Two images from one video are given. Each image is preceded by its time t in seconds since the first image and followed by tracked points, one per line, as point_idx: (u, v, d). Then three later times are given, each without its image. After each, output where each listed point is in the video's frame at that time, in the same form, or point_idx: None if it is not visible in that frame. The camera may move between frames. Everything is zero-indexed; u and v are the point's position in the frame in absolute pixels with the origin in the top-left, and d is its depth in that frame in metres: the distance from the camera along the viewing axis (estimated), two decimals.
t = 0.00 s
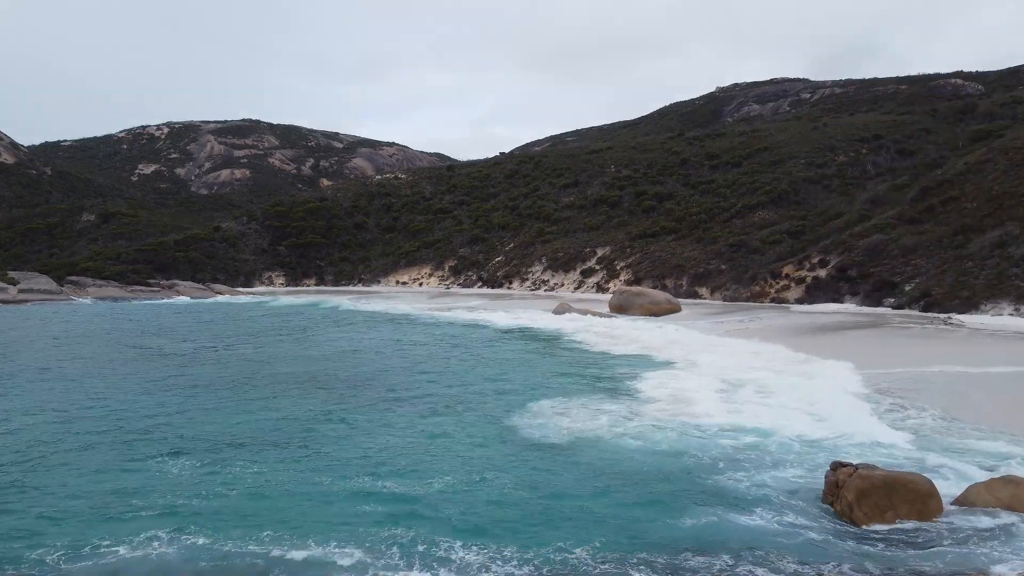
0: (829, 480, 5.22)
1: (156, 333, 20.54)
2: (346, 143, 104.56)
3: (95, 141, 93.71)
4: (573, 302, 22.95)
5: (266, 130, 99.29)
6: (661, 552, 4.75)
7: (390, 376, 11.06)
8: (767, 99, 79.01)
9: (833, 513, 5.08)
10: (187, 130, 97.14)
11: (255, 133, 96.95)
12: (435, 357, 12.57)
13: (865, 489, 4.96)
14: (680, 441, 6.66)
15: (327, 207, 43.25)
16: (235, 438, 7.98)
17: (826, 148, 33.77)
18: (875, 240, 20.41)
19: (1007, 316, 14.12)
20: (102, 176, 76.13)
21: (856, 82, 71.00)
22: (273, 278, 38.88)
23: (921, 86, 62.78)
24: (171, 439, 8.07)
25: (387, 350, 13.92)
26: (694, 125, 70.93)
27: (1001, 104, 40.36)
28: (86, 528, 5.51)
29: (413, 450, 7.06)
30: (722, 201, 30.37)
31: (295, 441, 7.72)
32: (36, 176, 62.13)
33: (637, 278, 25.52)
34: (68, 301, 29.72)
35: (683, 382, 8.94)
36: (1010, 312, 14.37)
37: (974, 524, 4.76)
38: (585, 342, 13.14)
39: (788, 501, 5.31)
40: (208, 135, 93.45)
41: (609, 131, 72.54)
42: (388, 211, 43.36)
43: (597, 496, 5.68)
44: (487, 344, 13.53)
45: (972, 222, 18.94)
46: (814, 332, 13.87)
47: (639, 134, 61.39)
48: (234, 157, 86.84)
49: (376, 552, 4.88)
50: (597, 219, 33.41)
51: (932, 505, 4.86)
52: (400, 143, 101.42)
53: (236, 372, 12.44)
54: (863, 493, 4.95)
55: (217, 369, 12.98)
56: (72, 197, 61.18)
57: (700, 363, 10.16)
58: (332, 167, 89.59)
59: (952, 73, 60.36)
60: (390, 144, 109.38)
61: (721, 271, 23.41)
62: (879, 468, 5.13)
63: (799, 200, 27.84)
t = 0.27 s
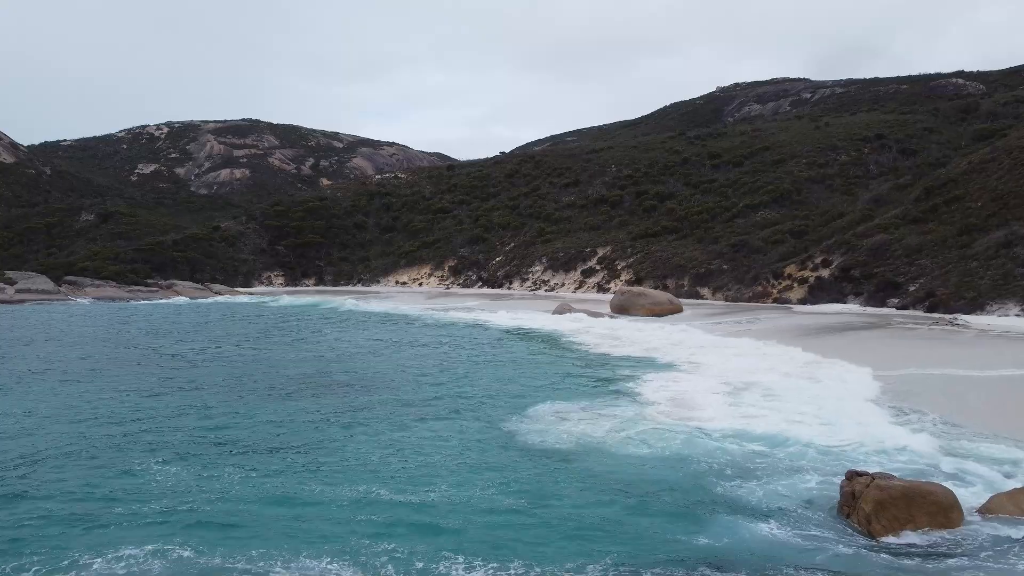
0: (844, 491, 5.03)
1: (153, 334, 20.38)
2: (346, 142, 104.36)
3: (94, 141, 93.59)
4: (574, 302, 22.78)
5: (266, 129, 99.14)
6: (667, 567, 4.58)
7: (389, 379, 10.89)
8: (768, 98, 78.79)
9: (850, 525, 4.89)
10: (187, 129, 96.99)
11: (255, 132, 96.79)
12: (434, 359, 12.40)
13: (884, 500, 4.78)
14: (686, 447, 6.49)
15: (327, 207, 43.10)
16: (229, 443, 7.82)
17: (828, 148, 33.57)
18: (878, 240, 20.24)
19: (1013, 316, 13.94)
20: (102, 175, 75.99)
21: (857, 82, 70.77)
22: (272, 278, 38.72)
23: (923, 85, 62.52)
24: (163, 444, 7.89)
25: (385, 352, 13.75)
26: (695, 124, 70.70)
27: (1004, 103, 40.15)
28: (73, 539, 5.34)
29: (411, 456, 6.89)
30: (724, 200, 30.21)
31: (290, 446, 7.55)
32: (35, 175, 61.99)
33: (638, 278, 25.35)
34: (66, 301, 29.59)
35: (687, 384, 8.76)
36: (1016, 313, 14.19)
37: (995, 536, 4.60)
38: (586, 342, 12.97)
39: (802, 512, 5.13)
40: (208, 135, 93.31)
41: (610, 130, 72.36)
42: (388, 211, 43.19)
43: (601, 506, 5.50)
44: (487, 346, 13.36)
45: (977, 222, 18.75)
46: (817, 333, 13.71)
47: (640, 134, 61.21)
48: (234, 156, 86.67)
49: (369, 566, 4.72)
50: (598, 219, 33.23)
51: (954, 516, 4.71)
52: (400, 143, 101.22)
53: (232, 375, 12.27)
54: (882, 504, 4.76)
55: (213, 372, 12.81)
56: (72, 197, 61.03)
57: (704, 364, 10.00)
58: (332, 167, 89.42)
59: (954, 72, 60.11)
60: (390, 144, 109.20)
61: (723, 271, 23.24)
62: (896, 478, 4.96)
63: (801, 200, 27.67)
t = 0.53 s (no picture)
0: (862, 505, 4.81)
1: (150, 335, 20.19)
2: (346, 142, 104.15)
3: (94, 141, 93.42)
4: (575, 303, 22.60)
5: (266, 129, 98.97)
6: None
7: (386, 383, 10.70)
8: (769, 98, 78.59)
9: (869, 542, 4.68)
10: (186, 129, 96.78)
11: (255, 132, 96.61)
12: (432, 362, 12.21)
13: (905, 514, 4.55)
14: (691, 455, 6.28)
15: (327, 207, 42.91)
16: (221, 449, 7.64)
17: (830, 147, 33.37)
18: (882, 239, 20.04)
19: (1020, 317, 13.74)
20: (101, 175, 75.81)
21: (858, 81, 70.52)
22: (271, 278, 38.53)
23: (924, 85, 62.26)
24: (152, 448, 7.72)
25: (381, 354, 13.56)
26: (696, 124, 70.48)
27: (1007, 103, 39.94)
28: (53, 552, 5.14)
29: (407, 463, 6.71)
30: (725, 200, 30.02)
31: (282, 453, 7.36)
32: (34, 175, 61.82)
33: (639, 279, 25.17)
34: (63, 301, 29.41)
35: (690, 387, 8.58)
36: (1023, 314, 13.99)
37: None
38: (586, 344, 12.80)
39: (818, 527, 4.92)
40: (208, 135, 93.15)
41: (611, 130, 72.18)
42: (387, 210, 43.00)
43: (604, 518, 5.30)
44: (485, 347, 13.18)
45: (982, 222, 18.54)
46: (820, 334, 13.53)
47: (641, 133, 61.02)
48: (234, 156, 86.50)
49: None
50: (598, 219, 33.04)
51: (979, 528, 4.49)
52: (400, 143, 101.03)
53: (227, 378, 12.09)
54: (903, 518, 4.54)
55: (207, 375, 12.63)
56: (71, 197, 60.83)
57: (708, 366, 9.82)
58: (332, 167, 89.23)
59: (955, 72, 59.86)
60: (390, 144, 109.01)
61: (725, 271, 23.05)
62: (915, 489, 4.74)
63: (803, 199, 27.48)
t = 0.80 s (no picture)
0: (884, 521, 4.58)
1: (148, 336, 19.98)
2: (346, 142, 103.94)
3: (93, 141, 93.24)
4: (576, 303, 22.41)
5: (266, 129, 98.79)
6: None
7: (384, 385, 10.51)
8: (770, 98, 78.40)
9: (892, 561, 4.44)
10: (186, 129, 96.61)
11: (255, 132, 96.43)
12: (431, 363, 12.02)
13: (930, 530, 4.33)
14: (697, 461, 6.09)
15: (326, 207, 42.74)
16: (214, 454, 7.44)
17: (833, 147, 33.17)
18: (886, 239, 19.84)
19: None
20: (100, 175, 75.62)
21: (859, 81, 70.28)
22: (270, 278, 38.32)
23: (925, 85, 62.00)
24: (144, 453, 7.52)
25: (380, 355, 13.38)
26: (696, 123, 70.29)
27: (1010, 102, 39.75)
28: (36, 566, 4.93)
29: (405, 471, 6.51)
30: (727, 200, 29.82)
31: (277, 459, 7.17)
32: (33, 175, 61.64)
33: (640, 279, 24.97)
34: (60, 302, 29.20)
35: (694, 389, 8.39)
36: None
37: None
38: (587, 345, 12.61)
39: (836, 543, 4.69)
40: (207, 134, 92.96)
41: (611, 130, 72.00)
42: (387, 210, 42.79)
43: (609, 529, 5.11)
44: (485, 349, 12.98)
45: (987, 222, 18.34)
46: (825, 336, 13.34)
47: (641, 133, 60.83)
48: (234, 156, 86.31)
49: None
50: (599, 219, 32.84)
51: (1009, 547, 4.26)
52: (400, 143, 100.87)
53: (223, 380, 11.91)
54: (929, 535, 4.31)
55: (203, 377, 12.45)
56: (69, 196, 60.62)
57: (712, 368, 9.63)
58: (331, 167, 89.04)
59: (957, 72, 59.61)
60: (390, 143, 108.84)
61: (728, 271, 22.85)
62: (940, 505, 4.52)
63: (805, 199, 27.28)
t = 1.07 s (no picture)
0: (910, 538, 4.22)
1: (143, 338, 19.75)
2: (346, 142, 103.74)
3: (92, 140, 93.05)
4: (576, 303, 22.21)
5: (266, 129, 98.63)
6: None
7: (381, 387, 10.28)
8: (771, 97, 78.29)
9: None
10: (186, 129, 96.38)
11: (254, 131, 96.25)
12: (428, 364, 11.80)
13: (962, 549, 3.93)
14: (703, 469, 5.85)
15: (326, 206, 42.56)
16: (204, 463, 7.20)
17: (835, 146, 32.97)
18: (890, 239, 19.63)
19: None
20: (99, 175, 75.40)
21: (859, 81, 70.13)
22: (269, 278, 38.10)
23: (926, 85, 61.82)
24: (132, 460, 7.30)
25: (378, 356, 13.17)
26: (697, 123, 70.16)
27: (1012, 101, 39.59)
28: None
29: (399, 479, 6.27)
30: (730, 199, 29.60)
31: (268, 467, 6.94)
32: (32, 174, 61.41)
33: (642, 279, 24.76)
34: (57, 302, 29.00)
35: (698, 392, 8.15)
36: None
37: None
38: (588, 347, 12.39)
39: (859, 559, 4.37)
40: (207, 134, 92.77)
41: (612, 129, 71.85)
42: (387, 210, 42.58)
43: (611, 540, 4.87)
44: (484, 350, 12.77)
45: (993, 221, 18.13)
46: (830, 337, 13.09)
47: (642, 133, 60.65)
48: (233, 155, 86.14)
49: None
50: (600, 219, 32.62)
51: None
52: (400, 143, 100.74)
53: (218, 383, 11.69)
54: (960, 553, 3.92)
55: (198, 380, 12.25)
56: (68, 196, 60.40)
57: (715, 370, 9.41)
58: (331, 166, 88.85)
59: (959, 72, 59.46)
60: (390, 143, 108.70)
61: (730, 271, 22.63)
62: (977, 521, 4.10)
63: (808, 198, 27.08)
